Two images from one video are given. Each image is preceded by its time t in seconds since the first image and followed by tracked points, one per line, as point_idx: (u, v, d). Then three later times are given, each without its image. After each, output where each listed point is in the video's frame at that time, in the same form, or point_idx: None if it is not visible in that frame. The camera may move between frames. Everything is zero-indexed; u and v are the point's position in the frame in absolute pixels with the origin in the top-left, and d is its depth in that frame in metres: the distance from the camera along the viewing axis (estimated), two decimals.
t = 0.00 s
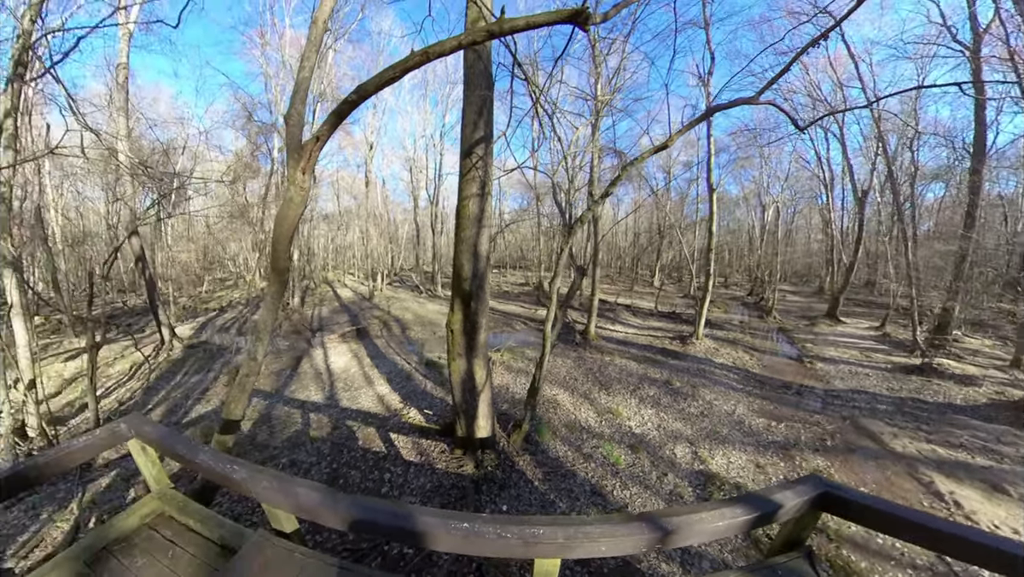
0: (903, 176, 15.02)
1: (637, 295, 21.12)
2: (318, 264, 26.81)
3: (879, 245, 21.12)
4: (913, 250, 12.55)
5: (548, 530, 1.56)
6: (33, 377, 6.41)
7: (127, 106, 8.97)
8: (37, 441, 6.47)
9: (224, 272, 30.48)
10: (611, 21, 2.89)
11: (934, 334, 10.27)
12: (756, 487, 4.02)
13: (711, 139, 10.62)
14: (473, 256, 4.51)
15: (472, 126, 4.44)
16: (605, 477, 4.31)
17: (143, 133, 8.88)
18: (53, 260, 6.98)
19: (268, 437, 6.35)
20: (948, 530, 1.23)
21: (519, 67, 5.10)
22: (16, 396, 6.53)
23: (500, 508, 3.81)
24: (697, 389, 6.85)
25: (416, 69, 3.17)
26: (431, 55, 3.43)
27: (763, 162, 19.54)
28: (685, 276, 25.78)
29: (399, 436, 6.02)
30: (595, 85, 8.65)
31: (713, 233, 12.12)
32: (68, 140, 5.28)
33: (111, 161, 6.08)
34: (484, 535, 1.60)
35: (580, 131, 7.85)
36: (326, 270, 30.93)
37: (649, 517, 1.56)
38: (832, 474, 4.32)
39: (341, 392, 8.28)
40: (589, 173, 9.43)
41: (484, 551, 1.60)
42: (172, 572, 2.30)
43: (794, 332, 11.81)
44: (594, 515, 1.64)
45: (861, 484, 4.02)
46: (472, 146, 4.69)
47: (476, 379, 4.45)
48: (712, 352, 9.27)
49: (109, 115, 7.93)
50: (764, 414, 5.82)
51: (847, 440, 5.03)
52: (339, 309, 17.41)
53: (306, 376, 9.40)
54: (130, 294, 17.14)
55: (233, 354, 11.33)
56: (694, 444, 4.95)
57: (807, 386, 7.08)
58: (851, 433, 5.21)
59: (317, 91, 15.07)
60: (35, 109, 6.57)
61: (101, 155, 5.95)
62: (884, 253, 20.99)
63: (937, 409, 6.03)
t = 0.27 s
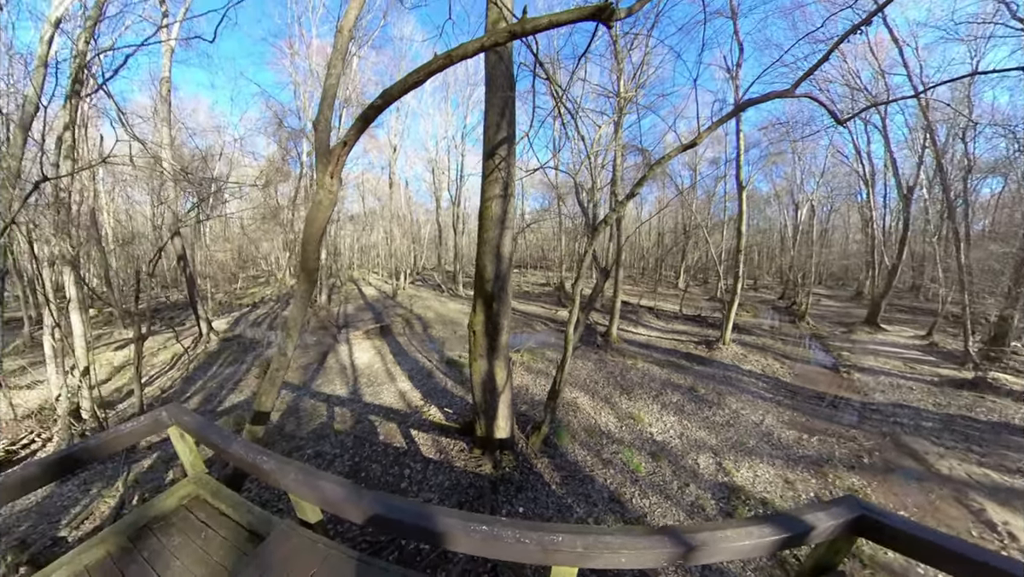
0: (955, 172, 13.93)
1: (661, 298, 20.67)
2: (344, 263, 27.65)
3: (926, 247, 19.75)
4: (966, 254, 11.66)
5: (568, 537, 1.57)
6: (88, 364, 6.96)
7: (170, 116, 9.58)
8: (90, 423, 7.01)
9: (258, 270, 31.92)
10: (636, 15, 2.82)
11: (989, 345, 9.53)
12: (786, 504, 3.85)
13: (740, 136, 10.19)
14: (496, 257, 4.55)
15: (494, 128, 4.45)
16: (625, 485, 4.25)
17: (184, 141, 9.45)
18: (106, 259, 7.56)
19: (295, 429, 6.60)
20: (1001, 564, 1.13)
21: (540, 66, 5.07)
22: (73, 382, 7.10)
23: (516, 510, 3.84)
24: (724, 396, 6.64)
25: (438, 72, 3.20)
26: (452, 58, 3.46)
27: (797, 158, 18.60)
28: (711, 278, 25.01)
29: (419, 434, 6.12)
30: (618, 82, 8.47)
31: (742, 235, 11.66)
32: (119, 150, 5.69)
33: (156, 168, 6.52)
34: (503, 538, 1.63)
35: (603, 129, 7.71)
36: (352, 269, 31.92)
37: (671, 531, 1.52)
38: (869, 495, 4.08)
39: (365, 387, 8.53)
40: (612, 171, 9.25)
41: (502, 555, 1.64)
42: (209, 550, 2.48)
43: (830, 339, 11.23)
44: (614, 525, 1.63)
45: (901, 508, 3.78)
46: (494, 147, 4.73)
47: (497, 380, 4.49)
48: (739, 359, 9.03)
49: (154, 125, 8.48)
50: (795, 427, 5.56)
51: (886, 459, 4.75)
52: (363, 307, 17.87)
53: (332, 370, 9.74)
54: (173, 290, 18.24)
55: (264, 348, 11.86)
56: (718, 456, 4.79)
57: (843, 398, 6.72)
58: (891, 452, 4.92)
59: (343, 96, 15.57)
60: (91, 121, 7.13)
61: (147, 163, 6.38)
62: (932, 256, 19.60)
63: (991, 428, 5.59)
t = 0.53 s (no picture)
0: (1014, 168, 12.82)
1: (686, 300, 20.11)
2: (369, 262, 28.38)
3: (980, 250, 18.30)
4: None
5: (577, 546, 1.55)
6: (133, 353, 7.45)
7: (207, 123, 10.15)
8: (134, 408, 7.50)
9: (288, 269, 33.32)
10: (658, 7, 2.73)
11: None
12: (814, 525, 3.67)
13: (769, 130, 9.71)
14: (515, 258, 4.53)
15: (512, 128, 4.45)
16: (641, 494, 4.19)
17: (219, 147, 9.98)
18: (149, 257, 8.11)
19: (318, 420, 6.82)
20: None
21: (558, 64, 5.01)
22: (119, 368, 7.61)
23: (529, 512, 3.82)
24: (750, 406, 6.35)
25: (457, 75, 3.23)
26: (470, 60, 3.48)
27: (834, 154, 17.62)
28: (739, 282, 24.13)
29: (436, 430, 6.19)
30: (640, 77, 8.25)
31: (774, 235, 11.13)
32: (161, 157, 6.11)
33: (193, 173, 6.91)
34: (512, 542, 1.62)
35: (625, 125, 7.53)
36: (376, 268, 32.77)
37: (688, 546, 1.46)
38: (907, 521, 3.83)
39: (386, 382, 8.73)
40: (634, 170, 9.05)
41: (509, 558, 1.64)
42: (234, 527, 3.13)
43: (868, 348, 10.62)
44: (627, 536, 1.59)
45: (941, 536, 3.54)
46: (513, 147, 4.74)
47: (514, 381, 4.52)
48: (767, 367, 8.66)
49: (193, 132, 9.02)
50: (829, 442, 5.27)
51: (928, 481, 4.44)
52: (386, 305, 18.29)
53: (355, 365, 10.04)
54: (210, 286, 19.26)
55: (292, 342, 12.33)
56: (742, 469, 4.62)
57: (883, 412, 6.32)
58: (934, 474, 4.60)
59: (367, 100, 16.03)
60: (137, 130, 7.69)
61: (185, 168, 6.79)
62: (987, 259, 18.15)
63: None
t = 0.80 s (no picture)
0: None
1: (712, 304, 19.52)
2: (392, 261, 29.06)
3: None
4: None
5: (590, 547, 1.56)
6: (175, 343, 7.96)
7: (242, 130, 10.72)
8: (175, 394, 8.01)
9: (316, 267, 34.59)
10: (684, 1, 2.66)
11: None
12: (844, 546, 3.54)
13: (802, 123, 9.26)
14: (535, 258, 4.55)
15: (534, 129, 4.46)
16: (659, 501, 4.15)
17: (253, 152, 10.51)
18: (190, 255, 8.64)
19: (342, 412, 7.07)
20: None
21: (578, 63, 4.98)
22: (163, 356, 8.15)
23: (543, 513, 3.90)
24: (777, 416, 6.13)
25: (478, 78, 3.26)
26: (491, 63, 3.52)
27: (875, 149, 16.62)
28: (769, 286, 23.20)
29: (455, 427, 6.29)
30: (662, 72, 8.06)
31: (808, 235, 10.61)
32: (201, 162, 6.51)
33: (230, 177, 7.31)
34: (525, 539, 1.66)
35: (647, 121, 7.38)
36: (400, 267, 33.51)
37: (704, 556, 1.44)
38: (949, 549, 3.59)
39: (407, 378, 8.94)
40: (657, 168, 8.85)
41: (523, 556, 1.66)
42: (262, 508, 3.47)
43: (911, 358, 10.00)
44: (640, 543, 1.60)
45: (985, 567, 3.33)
46: (534, 148, 4.77)
47: (533, 381, 4.57)
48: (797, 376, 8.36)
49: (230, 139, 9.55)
50: (863, 458, 5.03)
51: (975, 506, 4.16)
52: (408, 302, 18.70)
53: (378, 360, 10.32)
54: (245, 283, 20.26)
55: (319, 336, 12.81)
56: (767, 482, 4.49)
57: (926, 429, 5.94)
58: (983, 498, 4.29)
59: (390, 104, 16.47)
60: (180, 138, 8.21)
61: (222, 172, 7.20)
62: None
63: None
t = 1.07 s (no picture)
0: None
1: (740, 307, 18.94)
2: (415, 260, 29.63)
3: None
4: None
5: (610, 549, 1.65)
6: (213, 335, 8.43)
7: (274, 135, 11.23)
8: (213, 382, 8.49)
9: (342, 266, 35.70)
10: None
11: None
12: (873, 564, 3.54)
13: (839, 115, 8.78)
14: (558, 259, 4.65)
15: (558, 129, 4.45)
16: (677, 506, 4.30)
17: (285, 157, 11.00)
18: (227, 254, 9.13)
19: (366, 404, 7.31)
20: None
21: (602, 61, 4.96)
22: (202, 347, 8.65)
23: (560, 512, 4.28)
24: (807, 427, 6.18)
25: (501, 80, 3.29)
26: (515, 65, 3.55)
27: (921, 144, 15.58)
28: (802, 290, 22.26)
29: (475, 423, 6.37)
30: (687, 66, 7.85)
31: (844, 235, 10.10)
32: (238, 166, 6.87)
33: (264, 180, 7.67)
34: (546, 536, 1.76)
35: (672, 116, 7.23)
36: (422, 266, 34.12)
37: (725, 565, 1.49)
38: None
39: (429, 374, 9.11)
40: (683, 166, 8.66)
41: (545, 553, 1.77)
42: (291, 492, 3.64)
43: (958, 369, 9.43)
44: (661, 546, 1.67)
45: None
46: (558, 148, 4.81)
47: (554, 380, 4.67)
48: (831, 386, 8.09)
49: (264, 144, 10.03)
50: (901, 475, 4.96)
51: None
52: (431, 301, 19.05)
53: (401, 356, 10.58)
54: (276, 280, 21.18)
55: (345, 332, 13.25)
56: (791, 495, 4.57)
57: (977, 449, 5.68)
58: None
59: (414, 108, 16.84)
60: (218, 145, 8.69)
61: (257, 175, 7.56)
62: None
63: None
